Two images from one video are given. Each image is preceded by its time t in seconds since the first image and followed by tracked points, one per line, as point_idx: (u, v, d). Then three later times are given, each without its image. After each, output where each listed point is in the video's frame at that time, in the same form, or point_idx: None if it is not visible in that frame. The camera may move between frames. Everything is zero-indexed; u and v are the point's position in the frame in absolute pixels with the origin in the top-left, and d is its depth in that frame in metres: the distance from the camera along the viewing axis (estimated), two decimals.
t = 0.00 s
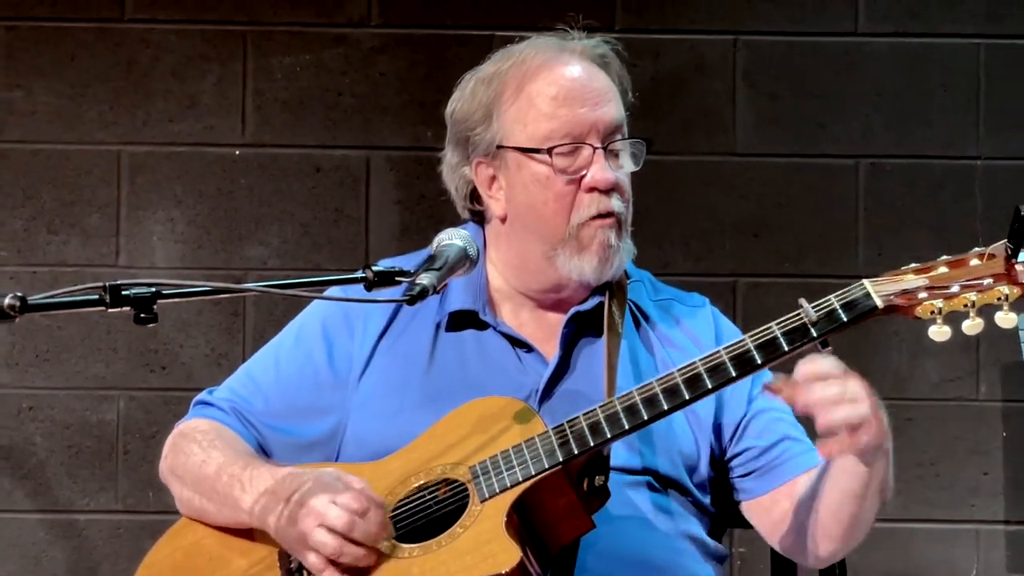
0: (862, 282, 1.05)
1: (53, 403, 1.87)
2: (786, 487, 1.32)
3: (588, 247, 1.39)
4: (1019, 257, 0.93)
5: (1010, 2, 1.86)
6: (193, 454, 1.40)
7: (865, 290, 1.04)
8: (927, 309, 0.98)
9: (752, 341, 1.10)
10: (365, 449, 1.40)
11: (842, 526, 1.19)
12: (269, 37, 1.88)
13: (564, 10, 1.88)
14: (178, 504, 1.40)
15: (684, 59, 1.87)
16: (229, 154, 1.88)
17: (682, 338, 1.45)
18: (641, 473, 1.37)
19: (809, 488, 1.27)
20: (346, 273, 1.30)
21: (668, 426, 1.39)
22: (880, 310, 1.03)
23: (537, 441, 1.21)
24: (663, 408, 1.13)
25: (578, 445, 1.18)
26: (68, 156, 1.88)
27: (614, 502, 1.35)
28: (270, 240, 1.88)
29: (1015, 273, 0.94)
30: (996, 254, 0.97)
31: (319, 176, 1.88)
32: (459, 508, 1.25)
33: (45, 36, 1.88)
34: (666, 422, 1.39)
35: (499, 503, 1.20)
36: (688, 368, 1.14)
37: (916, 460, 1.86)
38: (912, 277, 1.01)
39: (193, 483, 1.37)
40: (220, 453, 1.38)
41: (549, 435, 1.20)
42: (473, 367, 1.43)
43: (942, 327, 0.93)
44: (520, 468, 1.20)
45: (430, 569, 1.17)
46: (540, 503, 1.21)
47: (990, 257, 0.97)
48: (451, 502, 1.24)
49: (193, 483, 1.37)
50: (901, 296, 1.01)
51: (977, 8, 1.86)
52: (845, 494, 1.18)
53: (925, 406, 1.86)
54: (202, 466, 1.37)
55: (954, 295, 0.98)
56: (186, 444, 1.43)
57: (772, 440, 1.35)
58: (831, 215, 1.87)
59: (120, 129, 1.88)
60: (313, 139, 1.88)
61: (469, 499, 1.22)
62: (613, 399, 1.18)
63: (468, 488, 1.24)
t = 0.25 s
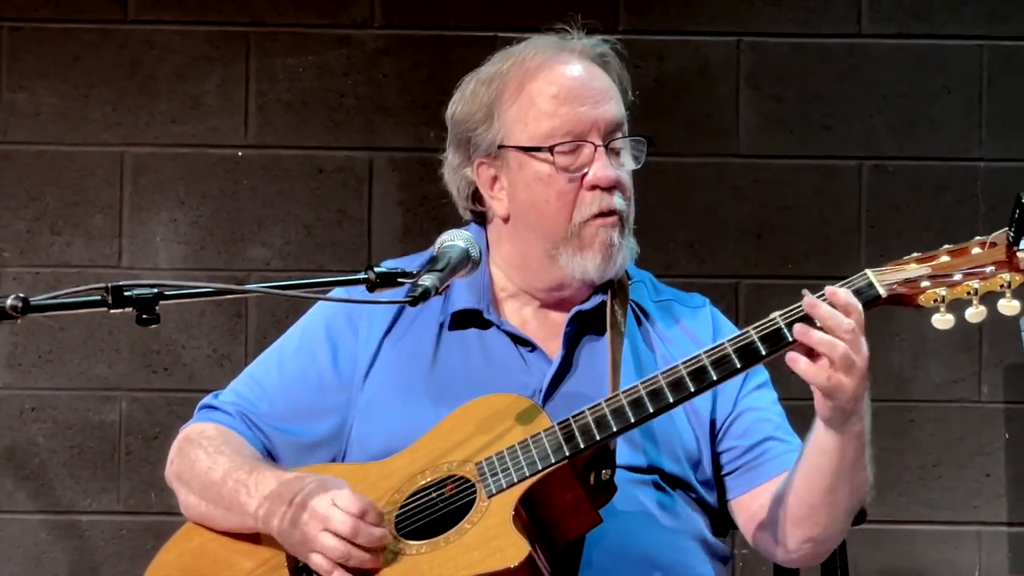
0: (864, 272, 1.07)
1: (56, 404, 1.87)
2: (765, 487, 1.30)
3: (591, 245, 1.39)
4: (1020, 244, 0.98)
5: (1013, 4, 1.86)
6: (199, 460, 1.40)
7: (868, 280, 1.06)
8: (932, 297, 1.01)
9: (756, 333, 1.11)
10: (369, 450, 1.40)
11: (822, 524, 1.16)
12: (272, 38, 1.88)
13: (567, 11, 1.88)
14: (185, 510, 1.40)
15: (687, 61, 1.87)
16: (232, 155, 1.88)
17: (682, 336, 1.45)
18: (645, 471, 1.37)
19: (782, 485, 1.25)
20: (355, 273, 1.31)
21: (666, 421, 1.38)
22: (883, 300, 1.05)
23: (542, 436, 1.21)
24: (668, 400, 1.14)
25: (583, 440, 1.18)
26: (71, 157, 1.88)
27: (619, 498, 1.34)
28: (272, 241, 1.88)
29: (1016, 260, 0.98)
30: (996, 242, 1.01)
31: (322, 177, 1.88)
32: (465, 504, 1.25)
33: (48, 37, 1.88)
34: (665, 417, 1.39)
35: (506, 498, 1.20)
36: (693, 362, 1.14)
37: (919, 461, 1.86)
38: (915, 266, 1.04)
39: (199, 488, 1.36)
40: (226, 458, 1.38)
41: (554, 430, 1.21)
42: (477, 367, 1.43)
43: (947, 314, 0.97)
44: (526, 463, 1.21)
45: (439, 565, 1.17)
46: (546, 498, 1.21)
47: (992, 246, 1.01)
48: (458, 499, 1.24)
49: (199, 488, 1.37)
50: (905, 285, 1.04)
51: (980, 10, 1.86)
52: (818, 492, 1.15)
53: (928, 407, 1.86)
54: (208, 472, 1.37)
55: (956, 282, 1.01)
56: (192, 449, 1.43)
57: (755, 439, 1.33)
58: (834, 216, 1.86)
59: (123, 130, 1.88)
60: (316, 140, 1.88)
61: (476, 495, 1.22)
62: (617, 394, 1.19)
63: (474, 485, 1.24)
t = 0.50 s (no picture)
0: (869, 280, 1.08)
1: (59, 405, 1.87)
2: (767, 490, 1.30)
3: (591, 247, 1.39)
4: None
5: (1016, 5, 1.86)
6: (199, 457, 1.40)
7: (872, 288, 1.07)
8: (935, 306, 1.01)
9: (758, 339, 1.10)
10: (369, 450, 1.40)
11: (821, 531, 1.16)
12: (275, 40, 1.88)
13: (570, 13, 1.88)
14: (185, 508, 1.40)
15: (690, 63, 1.87)
16: (235, 157, 1.88)
17: (686, 336, 1.45)
18: (647, 472, 1.37)
19: (784, 489, 1.25)
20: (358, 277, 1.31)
21: (669, 422, 1.38)
22: (887, 308, 1.05)
23: (543, 440, 1.21)
24: (670, 406, 1.14)
25: (584, 444, 1.18)
26: (74, 158, 1.88)
27: (623, 499, 1.34)
28: (275, 243, 1.88)
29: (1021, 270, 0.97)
30: (1002, 252, 1.00)
31: (325, 179, 1.88)
32: (466, 508, 1.25)
33: (51, 39, 1.89)
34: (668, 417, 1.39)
35: (507, 502, 1.20)
36: (695, 368, 1.14)
37: (923, 463, 1.86)
38: (920, 275, 1.04)
39: (198, 484, 1.37)
40: (225, 454, 1.38)
41: (556, 435, 1.21)
42: (478, 367, 1.43)
43: (950, 325, 0.97)
44: (526, 467, 1.21)
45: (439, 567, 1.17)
46: (548, 502, 1.21)
47: (997, 256, 1.00)
48: (459, 503, 1.24)
49: (198, 485, 1.37)
50: (909, 294, 1.04)
51: (983, 12, 1.86)
52: (818, 498, 1.15)
53: (931, 409, 1.85)
54: (207, 468, 1.37)
55: (960, 291, 1.01)
56: (192, 448, 1.43)
57: (759, 442, 1.33)
58: (837, 218, 1.86)
59: (126, 132, 1.89)
60: (319, 141, 1.88)
61: (477, 499, 1.22)
62: (619, 398, 1.19)
63: (476, 489, 1.24)
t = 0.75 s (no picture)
0: (870, 284, 1.08)
1: (61, 406, 1.87)
2: (769, 491, 1.30)
3: (589, 251, 1.39)
4: None
5: (1018, 6, 1.86)
6: (199, 458, 1.40)
7: (873, 291, 1.07)
8: (936, 310, 1.01)
9: (760, 343, 1.10)
10: (368, 451, 1.40)
11: (824, 531, 1.17)
12: (277, 40, 1.88)
13: (572, 13, 1.88)
14: (186, 509, 1.40)
15: (692, 63, 1.87)
16: (237, 157, 1.88)
17: (685, 336, 1.45)
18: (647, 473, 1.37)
19: (785, 489, 1.25)
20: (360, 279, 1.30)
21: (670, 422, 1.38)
22: (889, 311, 1.05)
23: (544, 442, 1.21)
24: (671, 409, 1.14)
25: (586, 446, 1.18)
26: (76, 159, 1.88)
27: (622, 501, 1.35)
28: (278, 244, 1.88)
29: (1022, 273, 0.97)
30: (1002, 255, 1.00)
31: (327, 179, 1.88)
32: (467, 511, 1.25)
33: (53, 40, 1.89)
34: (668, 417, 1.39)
35: (508, 504, 1.20)
36: (696, 371, 1.14)
37: (925, 463, 1.86)
38: (921, 279, 1.04)
39: (200, 486, 1.36)
40: (226, 457, 1.38)
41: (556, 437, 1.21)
42: (478, 367, 1.43)
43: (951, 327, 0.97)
44: (527, 469, 1.21)
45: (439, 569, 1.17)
46: (548, 505, 1.21)
47: (997, 259, 1.00)
48: (459, 505, 1.24)
49: (200, 487, 1.37)
50: (910, 297, 1.04)
51: (986, 12, 1.86)
52: (820, 499, 1.15)
53: (933, 409, 1.86)
54: (209, 470, 1.37)
55: (961, 295, 1.01)
56: (192, 449, 1.43)
57: (759, 442, 1.33)
58: (839, 218, 1.87)
59: (128, 133, 1.89)
60: (321, 142, 1.88)
61: (478, 501, 1.23)
62: (621, 401, 1.19)
63: (476, 490, 1.24)
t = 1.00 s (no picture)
0: (873, 283, 1.08)
1: (64, 408, 1.87)
2: (772, 491, 1.30)
3: (589, 254, 1.40)
4: None
5: (1021, 7, 1.86)
6: (202, 463, 1.40)
7: (876, 291, 1.07)
8: (940, 308, 1.00)
9: (762, 342, 1.10)
10: (371, 453, 1.40)
11: (829, 530, 1.17)
12: (280, 42, 1.88)
13: (574, 14, 1.88)
14: (189, 513, 1.39)
15: (695, 64, 1.87)
16: (239, 159, 1.88)
17: (688, 336, 1.45)
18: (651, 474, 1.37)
19: (790, 488, 1.25)
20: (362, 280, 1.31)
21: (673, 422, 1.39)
22: (892, 310, 1.05)
23: (548, 444, 1.22)
24: (675, 410, 1.13)
25: (589, 447, 1.18)
26: (79, 161, 1.88)
27: (626, 502, 1.34)
28: (280, 245, 1.88)
29: None
30: (1006, 254, 0.99)
31: (330, 181, 1.88)
32: (471, 512, 1.25)
33: (56, 41, 1.89)
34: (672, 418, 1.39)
35: (512, 506, 1.20)
36: (699, 371, 1.14)
37: (927, 465, 1.86)
38: (924, 278, 1.04)
39: (203, 490, 1.36)
40: (229, 461, 1.38)
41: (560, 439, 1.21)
42: (480, 369, 1.43)
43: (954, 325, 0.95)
44: (531, 470, 1.21)
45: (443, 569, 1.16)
46: (553, 506, 1.21)
47: (1001, 258, 0.99)
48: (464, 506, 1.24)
49: (202, 491, 1.37)
50: (913, 296, 1.04)
51: (988, 14, 1.86)
52: (825, 496, 1.15)
53: (936, 410, 1.86)
54: (212, 474, 1.37)
55: (965, 294, 0.99)
56: (195, 453, 1.43)
57: (762, 442, 1.33)
58: (842, 220, 1.87)
59: (131, 134, 1.89)
60: (324, 143, 1.88)
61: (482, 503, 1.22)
62: (625, 402, 1.18)
63: (480, 492, 1.23)
